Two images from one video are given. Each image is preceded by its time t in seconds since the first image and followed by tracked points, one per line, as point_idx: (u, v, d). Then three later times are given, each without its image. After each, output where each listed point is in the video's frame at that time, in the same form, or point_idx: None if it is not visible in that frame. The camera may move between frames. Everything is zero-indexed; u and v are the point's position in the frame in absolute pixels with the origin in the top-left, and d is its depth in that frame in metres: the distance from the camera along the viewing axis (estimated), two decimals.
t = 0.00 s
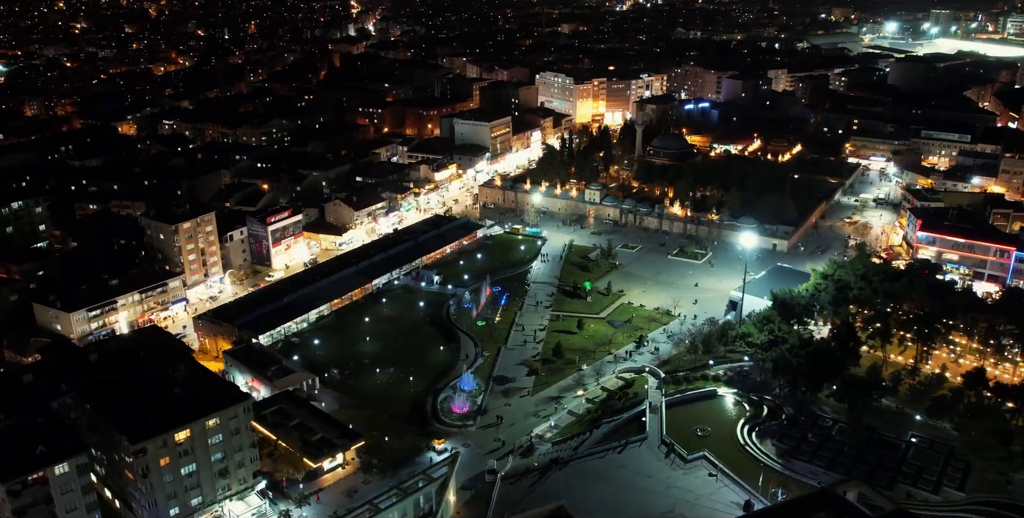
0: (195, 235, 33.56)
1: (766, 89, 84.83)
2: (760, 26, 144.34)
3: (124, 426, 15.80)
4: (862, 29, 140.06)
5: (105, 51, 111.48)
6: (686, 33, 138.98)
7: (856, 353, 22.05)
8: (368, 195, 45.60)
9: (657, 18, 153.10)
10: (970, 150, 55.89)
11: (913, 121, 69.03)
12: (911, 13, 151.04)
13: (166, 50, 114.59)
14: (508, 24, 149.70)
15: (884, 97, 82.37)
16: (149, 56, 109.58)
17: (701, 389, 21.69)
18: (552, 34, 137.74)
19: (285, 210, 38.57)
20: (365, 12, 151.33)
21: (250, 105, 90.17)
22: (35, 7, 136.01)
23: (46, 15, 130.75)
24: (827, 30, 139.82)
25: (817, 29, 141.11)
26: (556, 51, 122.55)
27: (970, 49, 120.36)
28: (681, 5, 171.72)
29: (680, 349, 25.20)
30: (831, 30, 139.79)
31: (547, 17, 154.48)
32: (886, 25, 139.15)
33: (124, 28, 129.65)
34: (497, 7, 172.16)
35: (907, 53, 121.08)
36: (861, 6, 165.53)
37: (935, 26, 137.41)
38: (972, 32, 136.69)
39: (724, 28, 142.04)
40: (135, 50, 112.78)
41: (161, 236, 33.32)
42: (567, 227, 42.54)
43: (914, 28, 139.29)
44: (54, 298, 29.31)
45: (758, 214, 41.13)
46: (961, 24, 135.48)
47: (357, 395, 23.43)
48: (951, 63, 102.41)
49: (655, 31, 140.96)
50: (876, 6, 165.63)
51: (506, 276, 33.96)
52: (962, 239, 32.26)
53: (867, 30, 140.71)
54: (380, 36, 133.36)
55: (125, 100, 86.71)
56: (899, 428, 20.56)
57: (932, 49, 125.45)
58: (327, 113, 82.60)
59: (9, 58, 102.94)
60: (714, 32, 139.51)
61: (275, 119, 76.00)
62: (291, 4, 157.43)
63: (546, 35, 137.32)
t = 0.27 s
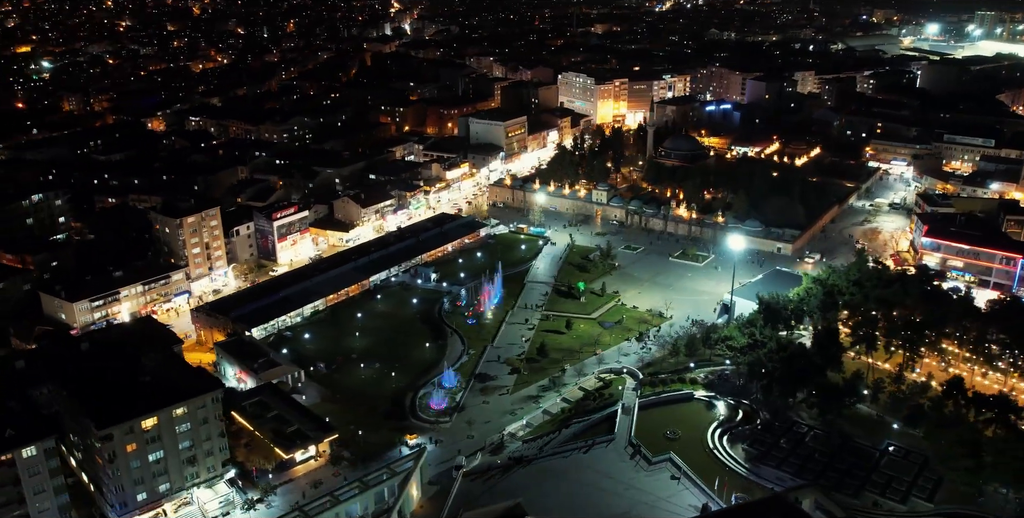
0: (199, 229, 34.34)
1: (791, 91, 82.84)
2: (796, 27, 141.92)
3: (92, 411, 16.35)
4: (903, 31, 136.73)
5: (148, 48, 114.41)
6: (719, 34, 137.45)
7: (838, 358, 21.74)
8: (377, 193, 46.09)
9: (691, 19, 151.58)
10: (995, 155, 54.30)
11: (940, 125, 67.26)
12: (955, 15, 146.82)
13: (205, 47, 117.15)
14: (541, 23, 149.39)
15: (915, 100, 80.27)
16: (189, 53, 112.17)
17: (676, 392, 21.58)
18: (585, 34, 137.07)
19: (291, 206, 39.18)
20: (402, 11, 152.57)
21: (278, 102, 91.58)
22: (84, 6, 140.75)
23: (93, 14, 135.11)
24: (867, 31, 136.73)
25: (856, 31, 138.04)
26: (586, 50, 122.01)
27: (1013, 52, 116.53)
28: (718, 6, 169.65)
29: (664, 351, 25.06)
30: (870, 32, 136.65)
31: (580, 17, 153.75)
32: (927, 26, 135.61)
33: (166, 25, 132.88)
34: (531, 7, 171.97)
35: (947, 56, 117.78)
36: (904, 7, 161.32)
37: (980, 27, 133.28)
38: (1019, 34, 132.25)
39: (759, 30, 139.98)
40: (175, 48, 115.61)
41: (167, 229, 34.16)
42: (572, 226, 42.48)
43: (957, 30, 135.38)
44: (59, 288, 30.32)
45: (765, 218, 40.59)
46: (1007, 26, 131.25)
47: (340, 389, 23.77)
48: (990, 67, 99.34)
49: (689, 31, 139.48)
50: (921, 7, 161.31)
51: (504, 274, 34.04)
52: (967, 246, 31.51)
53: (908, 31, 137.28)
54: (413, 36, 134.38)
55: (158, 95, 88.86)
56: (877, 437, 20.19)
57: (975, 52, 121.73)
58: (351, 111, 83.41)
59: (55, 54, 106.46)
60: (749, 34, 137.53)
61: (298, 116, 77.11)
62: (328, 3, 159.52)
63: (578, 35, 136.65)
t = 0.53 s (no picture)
0: (204, 225, 34.99)
1: (813, 93, 81.82)
2: (828, 28, 139.60)
3: (69, 399, 16.84)
4: (937, 33, 133.84)
5: (182, 46, 116.68)
6: (749, 35, 135.91)
7: (822, 363, 21.48)
8: (384, 191, 46.50)
9: (722, 19, 149.97)
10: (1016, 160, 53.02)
11: (963, 128, 65.74)
12: (995, 16, 142.89)
13: (237, 45, 119.03)
14: (569, 23, 148.87)
15: (941, 103, 78.59)
16: (222, 51, 114.10)
17: (656, 394, 21.53)
18: (612, 34, 136.38)
19: (296, 203, 39.68)
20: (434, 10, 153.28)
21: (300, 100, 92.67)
22: (124, 6, 144.08)
23: (132, 13, 138.35)
24: (901, 33, 134.03)
25: (890, 33, 135.30)
26: (611, 50, 121.45)
27: None
28: (750, 6, 167.46)
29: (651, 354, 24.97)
30: (905, 33, 133.97)
31: (609, 18, 153.00)
32: (963, 28, 132.48)
33: (201, 23, 135.34)
34: (560, 6, 171.58)
35: (981, 58, 115.00)
36: (942, 8, 157.71)
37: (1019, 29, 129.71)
38: None
39: (790, 31, 138.07)
40: (208, 46, 117.74)
41: (172, 225, 34.84)
42: (576, 227, 42.44)
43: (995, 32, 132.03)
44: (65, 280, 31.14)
45: (771, 222, 40.11)
46: None
47: (327, 384, 24.09)
48: None
49: (717, 32, 138.09)
50: (959, 8, 157.50)
51: (502, 274, 34.16)
52: (971, 252, 30.79)
53: (943, 33, 134.29)
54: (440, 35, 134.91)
55: (186, 92, 90.57)
56: (857, 444, 19.91)
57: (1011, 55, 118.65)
58: (370, 109, 84.06)
59: (92, 51, 109.21)
60: (779, 35, 135.70)
61: (317, 114, 77.96)
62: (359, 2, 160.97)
63: (605, 34, 136.02)
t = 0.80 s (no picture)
0: (210, 219, 35.78)
1: (839, 96, 80.41)
2: (868, 31, 136.82)
3: (47, 386, 17.61)
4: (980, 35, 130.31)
5: (222, 44, 119.08)
6: (785, 36, 134.00)
7: (800, 369, 21.22)
8: (395, 189, 46.99)
9: (761, 21, 147.91)
10: None
11: (991, 133, 64.02)
12: None
13: (276, 44, 121.20)
14: (602, 23, 148.25)
15: (972, 107, 76.54)
16: (260, 50, 116.20)
17: (632, 395, 21.54)
18: (644, 34, 135.51)
19: (304, 200, 40.25)
20: (472, 9, 153.87)
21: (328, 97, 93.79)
22: (170, 6, 147.69)
23: (176, 12, 141.70)
24: (943, 36, 130.80)
25: (931, 35, 132.01)
26: (641, 51, 120.67)
27: None
28: (792, 7, 164.84)
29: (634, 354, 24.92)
30: (948, 36, 130.75)
31: (643, 19, 152.09)
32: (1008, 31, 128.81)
33: (242, 22, 137.99)
34: (595, 6, 171.10)
35: None
36: (989, 9, 153.36)
37: None
38: None
39: (827, 33, 135.72)
40: (247, 44, 120.04)
41: (180, 219, 35.71)
42: (582, 227, 42.44)
43: None
44: (74, 271, 32.18)
45: (778, 226, 39.61)
46: None
47: (313, 377, 24.51)
48: None
49: (752, 34, 136.32)
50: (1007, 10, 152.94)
51: (500, 274, 34.33)
52: (976, 260, 30.13)
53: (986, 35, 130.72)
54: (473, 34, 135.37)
55: (218, 89, 92.45)
56: (831, 452, 19.59)
57: None
58: (394, 107, 84.79)
59: (136, 49, 112.12)
60: (816, 37, 133.52)
61: (339, 112, 78.87)
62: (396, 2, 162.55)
63: (638, 35, 135.22)
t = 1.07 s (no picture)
0: (219, 214, 36.64)
1: (866, 99, 78.86)
2: (910, 33, 133.68)
3: (33, 370, 18.52)
4: None
5: (262, 42, 121.32)
6: (822, 38, 131.84)
7: (778, 373, 21.04)
8: (406, 186, 47.50)
9: (802, 22, 145.36)
10: None
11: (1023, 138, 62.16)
12: None
13: (315, 42, 123.19)
14: (637, 23, 147.40)
15: (1006, 111, 74.39)
16: (298, 49, 118.08)
17: (609, 396, 21.58)
18: (679, 35, 134.46)
19: (314, 196, 40.82)
20: (512, 8, 153.88)
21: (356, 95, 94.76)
22: (214, 5, 151.06)
23: (219, 11, 144.73)
24: (987, 38, 127.21)
25: (976, 38, 128.44)
26: (673, 51, 119.67)
27: None
28: (833, 9, 161.69)
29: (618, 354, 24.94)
30: (993, 39, 127.08)
31: (678, 20, 150.98)
32: None
33: (283, 20, 140.31)
34: (631, 5, 170.18)
35: None
36: None
37: None
38: None
39: (866, 35, 133.08)
40: (286, 42, 122.18)
41: (191, 213, 36.65)
42: (589, 227, 42.44)
43: None
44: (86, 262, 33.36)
45: (786, 229, 39.12)
46: None
47: (301, 370, 25.02)
48: None
49: (789, 35, 134.32)
50: None
51: (499, 273, 34.53)
52: (980, 266, 29.44)
53: None
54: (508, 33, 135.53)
55: (250, 86, 94.29)
56: (803, 458, 19.38)
57: None
58: (418, 106, 85.47)
59: (178, 46, 114.80)
60: (855, 39, 131.04)
61: (363, 110, 79.79)
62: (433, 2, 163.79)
63: (672, 36, 134.18)
